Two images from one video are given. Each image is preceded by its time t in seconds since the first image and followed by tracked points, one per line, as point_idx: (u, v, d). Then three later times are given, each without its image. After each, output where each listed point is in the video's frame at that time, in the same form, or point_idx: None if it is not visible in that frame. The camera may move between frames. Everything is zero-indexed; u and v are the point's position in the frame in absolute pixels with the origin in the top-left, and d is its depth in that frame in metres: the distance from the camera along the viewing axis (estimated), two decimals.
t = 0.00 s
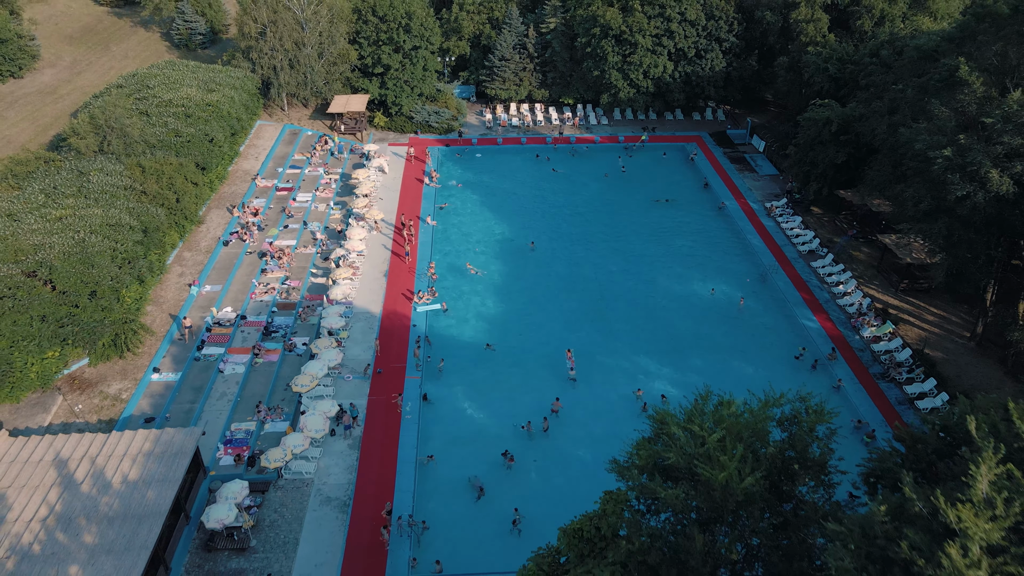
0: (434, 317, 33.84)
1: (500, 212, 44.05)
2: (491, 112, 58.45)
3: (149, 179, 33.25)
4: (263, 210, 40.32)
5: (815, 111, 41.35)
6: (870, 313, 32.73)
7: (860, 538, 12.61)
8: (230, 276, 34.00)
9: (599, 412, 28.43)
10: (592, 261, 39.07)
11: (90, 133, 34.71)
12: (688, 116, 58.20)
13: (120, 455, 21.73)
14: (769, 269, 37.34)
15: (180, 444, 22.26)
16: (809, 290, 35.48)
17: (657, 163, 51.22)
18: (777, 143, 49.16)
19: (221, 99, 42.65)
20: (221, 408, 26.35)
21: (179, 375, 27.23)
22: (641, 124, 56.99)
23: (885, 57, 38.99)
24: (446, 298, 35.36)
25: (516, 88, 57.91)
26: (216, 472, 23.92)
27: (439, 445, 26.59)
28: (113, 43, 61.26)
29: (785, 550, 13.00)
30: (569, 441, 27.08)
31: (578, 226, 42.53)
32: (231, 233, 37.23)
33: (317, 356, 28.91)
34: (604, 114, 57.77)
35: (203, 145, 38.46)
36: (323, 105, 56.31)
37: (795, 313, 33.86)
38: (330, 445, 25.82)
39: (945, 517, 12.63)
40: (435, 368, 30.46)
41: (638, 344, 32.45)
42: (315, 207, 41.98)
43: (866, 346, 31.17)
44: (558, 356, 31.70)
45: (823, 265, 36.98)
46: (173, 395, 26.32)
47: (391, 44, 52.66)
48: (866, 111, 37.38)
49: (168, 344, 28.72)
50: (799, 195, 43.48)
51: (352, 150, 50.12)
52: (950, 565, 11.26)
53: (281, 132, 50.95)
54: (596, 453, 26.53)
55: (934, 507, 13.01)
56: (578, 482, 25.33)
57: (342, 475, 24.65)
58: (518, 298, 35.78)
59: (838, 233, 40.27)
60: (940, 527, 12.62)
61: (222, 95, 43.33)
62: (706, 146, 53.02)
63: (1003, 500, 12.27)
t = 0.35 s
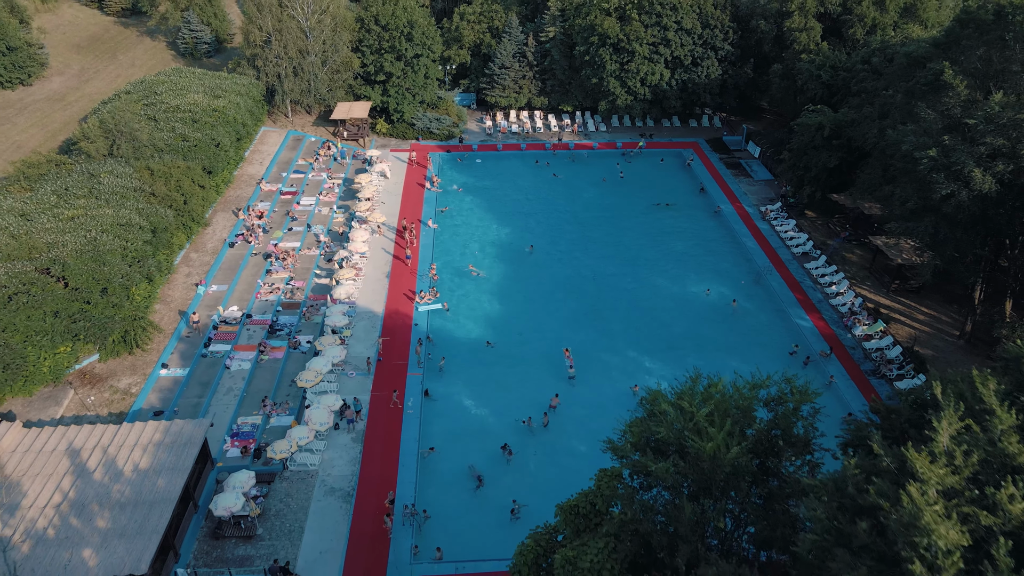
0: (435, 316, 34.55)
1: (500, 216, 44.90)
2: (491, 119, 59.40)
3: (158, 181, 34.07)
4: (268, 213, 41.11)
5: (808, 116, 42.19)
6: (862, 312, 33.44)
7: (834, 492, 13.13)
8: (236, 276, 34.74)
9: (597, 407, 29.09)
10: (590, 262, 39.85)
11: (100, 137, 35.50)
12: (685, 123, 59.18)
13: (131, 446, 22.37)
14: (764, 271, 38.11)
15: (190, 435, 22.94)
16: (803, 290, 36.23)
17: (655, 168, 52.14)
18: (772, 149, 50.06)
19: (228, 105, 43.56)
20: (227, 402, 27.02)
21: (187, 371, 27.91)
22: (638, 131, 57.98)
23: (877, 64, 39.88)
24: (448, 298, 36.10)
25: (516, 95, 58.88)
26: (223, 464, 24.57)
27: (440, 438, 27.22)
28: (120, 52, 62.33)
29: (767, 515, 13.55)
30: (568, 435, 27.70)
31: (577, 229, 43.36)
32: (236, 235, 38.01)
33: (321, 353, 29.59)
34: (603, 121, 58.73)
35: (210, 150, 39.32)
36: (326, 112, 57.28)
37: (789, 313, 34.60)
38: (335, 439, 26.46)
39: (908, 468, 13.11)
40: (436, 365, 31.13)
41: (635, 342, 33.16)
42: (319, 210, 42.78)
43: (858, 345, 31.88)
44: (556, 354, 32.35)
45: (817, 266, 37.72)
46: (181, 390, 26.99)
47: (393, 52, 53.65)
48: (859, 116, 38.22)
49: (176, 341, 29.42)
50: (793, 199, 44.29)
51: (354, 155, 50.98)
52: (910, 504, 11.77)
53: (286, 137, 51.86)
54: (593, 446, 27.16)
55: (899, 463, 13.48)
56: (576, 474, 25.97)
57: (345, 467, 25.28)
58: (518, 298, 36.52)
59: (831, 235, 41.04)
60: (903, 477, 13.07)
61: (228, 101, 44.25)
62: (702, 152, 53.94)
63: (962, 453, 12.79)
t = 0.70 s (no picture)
0: (437, 316, 35.37)
1: (500, 220, 45.82)
2: (491, 127, 60.50)
3: (167, 185, 35.00)
4: (273, 217, 42.03)
5: (801, 122, 43.19)
6: (854, 311, 34.26)
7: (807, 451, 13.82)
8: (242, 277, 35.59)
9: (594, 403, 29.86)
10: (588, 265, 40.68)
11: (111, 142, 36.39)
12: (681, 131, 60.28)
13: (142, 436, 23.13)
14: (758, 273, 38.96)
15: (200, 425, 23.72)
16: (796, 292, 37.06)
17: (651, 174, 53.14)
18: (766, 156, 51.11)
19: (234, 112, 44.59)
20: (235, 397, 27.78)
21: (194, 367, 28.69)
22: (635, 139, 59.09)
23: (867, 72, 40.95)
24: (449, 299, 36.97)
25: (516, 104, 60.01)
26: (231, 455, 25.28)
27: (441, 432, 27.96)
28: (127, 62, 63.54)
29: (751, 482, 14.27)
30: (566, 429, 28.43)
31: (575, 233, 44.24)
32: (242, 237, 38.92)
33: (325, 350, 30.37)
34: (601, 128, 59.83)
35: (217, 155, 40.31)
36: (329, 120, 58.39)
37: (782, 313, 35.42)
38: (339, 432, 27.20)
39: (874, 425, 13.89)
40: (438, 363, 31.86)
41: (631, 341, 33.94)
42: (323, 214, 43.71)
43: (849, 343, 32.66)
44: (555, 352, 33.11)
45: (810, 268, 38.54)
46: (189, 384, 27.78)
47: (395, 61, 54.78)
48: (849, 123, 39.23)
49: (184, 339, 30.23)
50: (787, 204, 45.24)
51: (357, 162, 51.97)
52: (873, 450, 12.63)
53: (290, 144, 52.91)
54: (591, 439, 27.90)
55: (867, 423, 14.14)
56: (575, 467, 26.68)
57: (350, 460, 26.00)
58: (517, 299, 37.35)
59: (824, 239, 41.95)
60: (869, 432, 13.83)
61: (235, 109, 45.30)
62: (698, 159, 54.97)
63: (923, 410, 13.65)
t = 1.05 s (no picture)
0: (438, 317, 36.10)
1: (500, 225, 46.66)
2: (491, 134, 61.48)
3: (175, 188, 35.86)
4: (277, 221, 42.87)
5: (795, 129, 44.04)
6: (846, 312, 35.01)
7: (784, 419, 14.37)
8: (248, 279, 36.36)
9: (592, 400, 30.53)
10: (587, 268, 41.48)
11: (120, 147, 37.21)
12: (678, 138, 61.27)
13: (152, 429, 23.80)
14: (753, 275, 39.78)
15: (207, 419, 24.38)
16: (789, 293, 37.83)
17: (649, 180, 54.07)
18: (761, 162, 51.98)
19: (240, 118, 45.53)
20: (241, 393, 28.48)
21: (202, 365, 29.40)
22: (633, 146, 60.10)
23: (858, 79, 41.89)
24: (450, 300, 37.72)
25: (515, 112, 61.03)
26: (237, 449, 25.94)
27: (442, 427, 28.62)
28: (134, 71, 64.66)
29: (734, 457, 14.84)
30: (564, 425, 29.08)
31: (573, 237, 45.07)
32: (247, 240, 39.74)
33: (329, 348, 31.08)
34: (599, 136, 60.82)
35: (223, 160, 41.21)
36: (332, 127, 59.39)
37: (776, 314, 36.18)
38: (343, 427, 27.88)
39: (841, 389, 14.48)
40: (439, 362, 32.56)
41: (629, 341, 34.68)
42: (326, 218, 44.53)
43: (841, 343, 33.40)
44: (553, 351, 33.82)
45: (803, 270, 39.32)
46: (196, 381, 28.54)
47: (397, 70, 55.80)
48: (841, 128, 40.06)
49: (191, 338, 30.98)
50: (781, 209, 46.06)
51: (360, 168, 52.88)
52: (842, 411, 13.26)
53: (294, 151, 53.87)
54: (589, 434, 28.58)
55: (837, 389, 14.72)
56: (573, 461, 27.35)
57: (353, 454, 26.64)
58: (517, 300, 38.12)
59: (817, 242, 42.76)
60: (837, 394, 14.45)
61: (240, 115, 46.25)
62: (695, 165, 55.90)
63: (891, 378, 14.32)
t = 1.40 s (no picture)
0: (440, 318, 36.91)
1: (500, 230, 47.58)
2: (492, 142, 62.59)
3: (183, 192, 36.83)
4: (282, 225, 43.80)
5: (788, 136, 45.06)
6: (838, 313, 35.82)
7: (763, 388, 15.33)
8: (254, 281, 37.24)
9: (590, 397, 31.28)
10: (585, 271, 42.36)
11: (130, 153, 38.20)
12: (675, 146, 62.38)
13: (163, 421, 24.55)
14: (747, 278, 40.65)
15: (216, 412, 25.13)
16: (783, 295, 38.69)
17: (646, 187, 55.09)
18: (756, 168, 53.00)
19: (246, 125, 46.57)
20: (248, 390, 29.26)
21: (209, 363, 30.21)
22: (631, 154, 61.21)
23: (849, 87, 43.00)
24: (451, 302, 38.56)
25: (515, 120, 62.18)
26: (245, 443, 26.68)
27: (444, 423, 29.37)
28: (140, 81, 65.84)
29: (721, 432, 15.71)
30: (563, 421, 29.83)
31: (572, 242, 45.98)
32: (253, 244, 40.65)
33: (333, 346, 31.88)
34: (597, 144, 61.94)
35: (229, 165, 42.20)
36: (336, 135, 60.49)
37: (770, 315, 37.02)
38: (347, 423, 28.64)
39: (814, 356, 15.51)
40: (440, 361, 33.31)
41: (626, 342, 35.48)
42: (329, 223, 45.46)
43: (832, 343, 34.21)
44: (552, 351, 34.60)
45: (796, 273, 40.15)
46: (205, 377, 29.39)
47: (399, 79, 57.00)
48: (833, 135, 41.08)
49: (199, 337, 31.82)
50: (776, 214, 47.00)
51: (362, 175, 53.88)
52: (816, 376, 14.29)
53: (298, 158, 54.91)
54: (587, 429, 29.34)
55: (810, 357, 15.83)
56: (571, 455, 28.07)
57: (357, 447, 27.39)
58: (516, 302, 38.95)
59: (811, 246, 43.66)
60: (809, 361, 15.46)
61: (246, 123, 47.30)
62: (691, 172, 56.94)
63: (860, 349, 15.28)
